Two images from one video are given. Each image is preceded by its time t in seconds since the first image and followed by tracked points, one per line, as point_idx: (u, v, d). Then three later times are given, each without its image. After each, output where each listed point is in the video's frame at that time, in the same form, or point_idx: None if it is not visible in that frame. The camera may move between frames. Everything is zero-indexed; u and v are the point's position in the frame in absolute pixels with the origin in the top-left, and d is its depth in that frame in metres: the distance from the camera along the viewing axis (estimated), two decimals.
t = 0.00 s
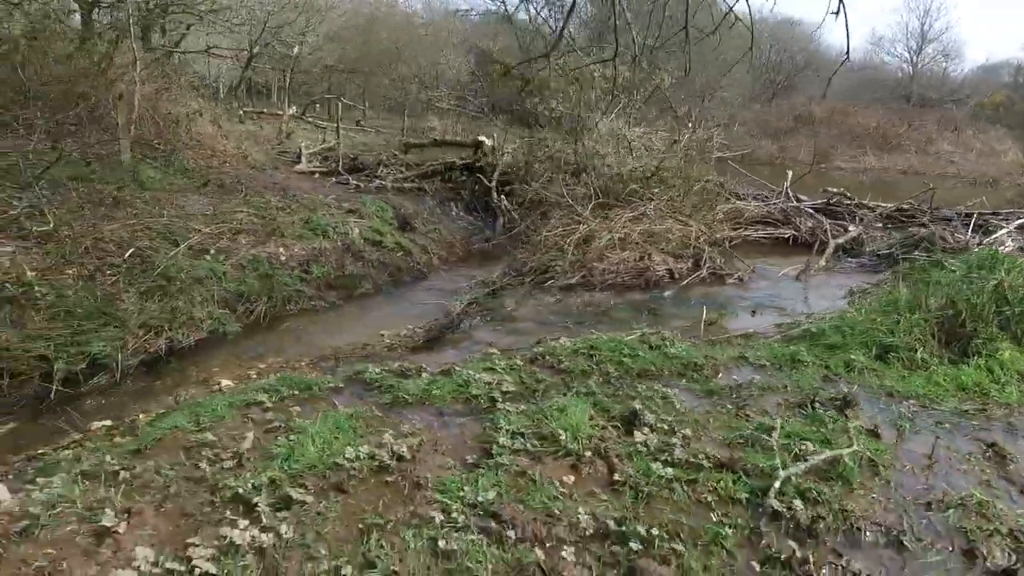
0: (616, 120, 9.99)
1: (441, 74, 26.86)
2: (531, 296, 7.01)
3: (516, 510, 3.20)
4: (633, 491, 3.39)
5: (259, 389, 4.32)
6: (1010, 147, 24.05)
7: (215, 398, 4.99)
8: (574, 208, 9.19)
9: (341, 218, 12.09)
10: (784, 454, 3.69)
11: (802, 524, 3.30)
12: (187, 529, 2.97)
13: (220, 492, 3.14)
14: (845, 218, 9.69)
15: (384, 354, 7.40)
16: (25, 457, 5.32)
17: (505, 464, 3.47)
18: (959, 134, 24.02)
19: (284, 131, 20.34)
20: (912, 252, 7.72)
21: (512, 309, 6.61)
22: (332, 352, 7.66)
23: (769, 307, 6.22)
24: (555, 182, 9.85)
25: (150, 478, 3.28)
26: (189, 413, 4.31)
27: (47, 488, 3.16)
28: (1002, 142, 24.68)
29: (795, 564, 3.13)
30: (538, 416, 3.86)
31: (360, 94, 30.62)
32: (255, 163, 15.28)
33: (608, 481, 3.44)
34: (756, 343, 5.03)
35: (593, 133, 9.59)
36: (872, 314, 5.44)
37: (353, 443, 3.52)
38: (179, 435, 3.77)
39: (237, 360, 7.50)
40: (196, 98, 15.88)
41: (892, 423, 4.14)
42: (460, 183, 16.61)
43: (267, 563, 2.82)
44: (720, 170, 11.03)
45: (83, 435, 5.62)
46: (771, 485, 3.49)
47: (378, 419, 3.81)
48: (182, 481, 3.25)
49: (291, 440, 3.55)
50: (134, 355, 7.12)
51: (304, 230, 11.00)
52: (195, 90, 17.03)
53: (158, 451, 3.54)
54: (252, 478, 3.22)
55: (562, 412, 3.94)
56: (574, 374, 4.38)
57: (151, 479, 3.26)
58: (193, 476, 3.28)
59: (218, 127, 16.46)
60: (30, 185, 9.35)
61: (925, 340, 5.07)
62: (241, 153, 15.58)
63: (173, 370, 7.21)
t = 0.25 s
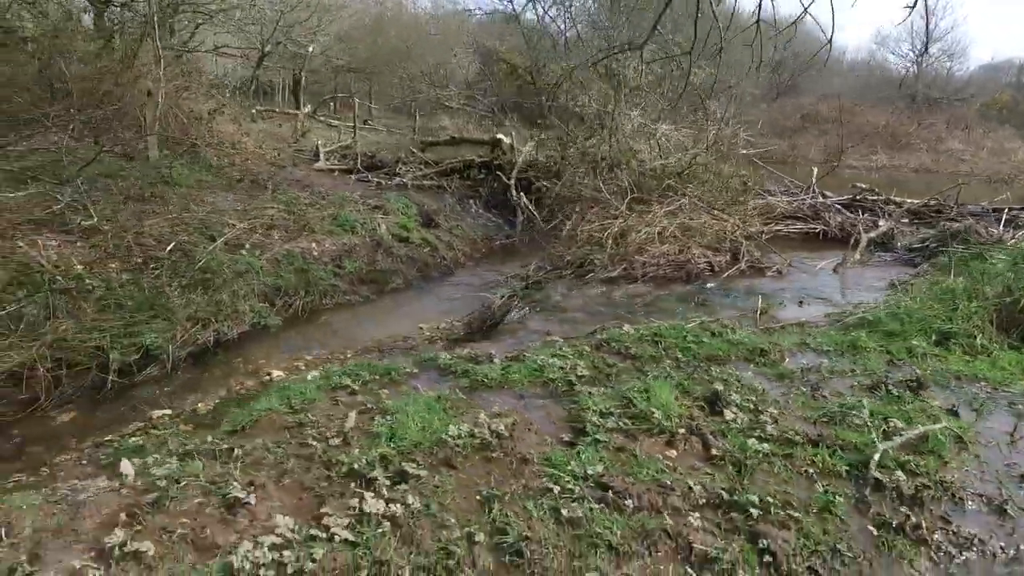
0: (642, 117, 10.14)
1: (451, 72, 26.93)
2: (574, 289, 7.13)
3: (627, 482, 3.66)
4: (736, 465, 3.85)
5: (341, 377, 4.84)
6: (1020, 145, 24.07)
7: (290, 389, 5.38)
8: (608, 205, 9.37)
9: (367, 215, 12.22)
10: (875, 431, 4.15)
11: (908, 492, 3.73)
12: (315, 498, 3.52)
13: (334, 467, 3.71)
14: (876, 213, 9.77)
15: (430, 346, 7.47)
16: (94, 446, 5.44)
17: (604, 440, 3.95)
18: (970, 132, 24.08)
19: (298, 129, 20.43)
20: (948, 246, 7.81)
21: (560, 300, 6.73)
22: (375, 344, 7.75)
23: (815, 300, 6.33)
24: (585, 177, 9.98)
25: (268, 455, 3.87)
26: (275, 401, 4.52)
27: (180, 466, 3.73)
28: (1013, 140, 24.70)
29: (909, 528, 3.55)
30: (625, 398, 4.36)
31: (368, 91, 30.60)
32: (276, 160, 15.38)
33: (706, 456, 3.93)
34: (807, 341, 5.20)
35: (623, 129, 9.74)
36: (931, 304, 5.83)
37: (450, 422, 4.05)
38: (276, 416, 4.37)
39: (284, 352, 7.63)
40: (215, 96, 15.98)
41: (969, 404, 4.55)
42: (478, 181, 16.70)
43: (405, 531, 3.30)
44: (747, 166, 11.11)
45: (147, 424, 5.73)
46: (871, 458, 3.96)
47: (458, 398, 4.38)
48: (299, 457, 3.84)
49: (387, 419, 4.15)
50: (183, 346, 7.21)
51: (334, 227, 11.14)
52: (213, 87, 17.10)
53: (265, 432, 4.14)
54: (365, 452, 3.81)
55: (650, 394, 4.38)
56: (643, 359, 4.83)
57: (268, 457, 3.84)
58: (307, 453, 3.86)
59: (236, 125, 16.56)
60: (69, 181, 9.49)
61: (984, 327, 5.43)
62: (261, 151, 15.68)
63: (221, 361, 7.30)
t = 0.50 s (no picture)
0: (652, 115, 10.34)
1: (446, 72, 27.03)
2: (598, 282, 7.29)
3: (705, 458, 3.77)
4: (803, 441, 3.96)
5: (397, 368, 4.96)
6: (1004, 144, 24.66)
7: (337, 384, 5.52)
8: (621, 201, 9.52)
9: (376, 213, 12.30)
10: (929, 409, 4.29)
11: (970, 462, 3.83)
12: (408, 480, 3.60)
13: (418, 450, 3.82)
14: (880, 208, 10.05)
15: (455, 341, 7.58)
16: (135, 439, 5.48)
17: (672, 421, 4.09)
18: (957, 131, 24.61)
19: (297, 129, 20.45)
20: (954, 240, 8.09)
21: (588, 293, 6.86)
22: (399, 338, 7.82)
23: (835, 292, 6.54)
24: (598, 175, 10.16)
25: (347, 439, 3.98)
26: (338, 390, 4.65)
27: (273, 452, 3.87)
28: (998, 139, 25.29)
29: (980, 495, 3.60)
30: (680, 381, 4.50)
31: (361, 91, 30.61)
32: (279, 160, 15.40)
33: (772, 433, 4.04)
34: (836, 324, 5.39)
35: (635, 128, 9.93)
36: (956, 294, 5.98)
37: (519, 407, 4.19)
38: (343, 404, 4.50)
39: (308, 348, 7.67)
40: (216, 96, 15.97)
41: (1009, 383, 4.62)
42: (481, 179, 16.81)
43: (505, 505, 3.38)
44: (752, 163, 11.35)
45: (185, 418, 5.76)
46: (930, 433, 4.08)
47: (521, 383, 4.48)
48: (382, 442, 3.93)
49: (455, 405, 4.28)
50: (210, 342, 7.25)
51: (346, 225, 11.20)
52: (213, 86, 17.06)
53: (339, 418, 4.25)
54: (444, 436, 3.94)
55: (704, 378, 4.54)
56: (692, 345, 4.93)
57: (349, 442, 3.94)
58: (386, 437, 3.98)
59: (237, 125, 16.55)
60: (86, 178, 9.48)
61: (1010, 313, 5.57)
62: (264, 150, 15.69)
63: (247, 357, 7.34)
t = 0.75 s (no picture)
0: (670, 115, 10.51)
1: (452, 72, 27.14)
2: (629, 278, 7.43)
3: (780, 441, 3.89)
4: (869, 425, 4.08)
5: (451, 359, 4.97)
6: (1006, 143, 24.92)
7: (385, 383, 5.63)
8: (644, 199, 9.62)
9: (394, 211, 12.42)
10: (985, 395, 4.43)
11: None
12: (497, 461, 3.68)
13: (500, 434, 3.88)
14: (894, 206, 10.24)
15: (486, 336, 7.72)
16: (188, 432, 5.59)
17: (738, 407, 4.19)
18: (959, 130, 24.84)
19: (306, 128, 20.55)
20: (972, 238, 8.29)
21: (622, 289, 6.99)
22: (431, 334, 7.95)
23: (864, 287, 6.69)
24: (618, 174, 10.31)
25: (428, 426, 3.98)
26: (403, 379, 4.61)
27: (357, 436, 3.91)
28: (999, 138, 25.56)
29: None
30: (735, 371, 4.59)
31: (364, 91, 30.69)
32: (293, 159, 15.50)
33: (837, 418, 4.16)
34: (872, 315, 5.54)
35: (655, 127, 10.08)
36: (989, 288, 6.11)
37: (590, 394, 4.25)
38: (413, 393, 4.44)
39: (340, 345, 7.76)
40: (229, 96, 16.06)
41: None
42: (493, 179, 16.92)
43: (600, 484, 3.47)
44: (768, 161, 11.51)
45: (234, 412, 5.86)
46: (989, 417, 4.23)
47: (580, 373, 4.55)
48: (464, 428, 3.96)
49: (525, 394, 4.28)
50: (248, 338, 7.36)
51: (367, 223, 11.32)
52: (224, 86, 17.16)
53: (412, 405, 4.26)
54: (525, 422, 3.97)
55: (762, 367, 4.63)
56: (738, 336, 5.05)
57: (430, 428, 3.96)
58: (466, 423, 4.00)
59: (250, 125, 16.65)
60: (114, 177, 9.60)
61: None
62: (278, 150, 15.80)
63: (283, 353, 7.46)
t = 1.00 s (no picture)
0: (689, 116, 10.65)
1: (460, 74, 27.29)
2: (656, 275, 7.57)
3: (839, 427, 3.88)
4: (924, 412, 4.04)
5: (503, 351, 5.03)
6: (1013, 144, 25.02)
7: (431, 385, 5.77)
8: (666, 197, 9.69)
9: (414, 211, 12.55)
10: None
11: None
12: (569, 446, 3.70)
13: (568, 421, 3.90)
14: (911, 206, 10.36)
15: (515, 333, 7.85)
16: (236, 425, 5.70)
17: (792, 395, 4.20)
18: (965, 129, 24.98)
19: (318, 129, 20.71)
20: (991, 237, 8.42)
21: (653, 285, 7.11)
22: (461, 331, 8.07)
23: (891, 283, 6.81)
24: (639, 173, 10.44)
25: (496, 414, 4.01)
26: (463, 371, 4.65)
27: (438, 423, 3.92)
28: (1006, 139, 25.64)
29: None
30: (785, 361, 4.64)
31: (371, 92, 30.85)
32: (310, 159, 15.64)
33: (891, 405, 4.13)
34: (906, 309, 5.64)
35: (676, 127, 10.22)
36: None
37: (648, 383, 4.27)
38: (473, 384, 4.49)
39: (370, 342, 7.86)
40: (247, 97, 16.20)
41: None
42: (506, 178, 17.04)
43: (675, 466, 3.46)
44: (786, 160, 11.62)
45: (280, 406, 5.99)
46: None
47: (634, 364, 4.60)
48: (529, 416, 3.97)
49: (587, 384, 4.31)
50: (284, 335, 7.48)
51: (388, 222, 11.46)
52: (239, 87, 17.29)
53: (473, 394, 4.30)
54: (592, 410, 3.99)
55: (812, 357, 4.63)
56: (779, 329, 5.12)
57: (499, 416, 3.99)
58: (534, 411, 4.03)
59: (265, 125, 16.80)
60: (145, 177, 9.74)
61: None
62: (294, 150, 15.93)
63: (317, 349, 7.58)
